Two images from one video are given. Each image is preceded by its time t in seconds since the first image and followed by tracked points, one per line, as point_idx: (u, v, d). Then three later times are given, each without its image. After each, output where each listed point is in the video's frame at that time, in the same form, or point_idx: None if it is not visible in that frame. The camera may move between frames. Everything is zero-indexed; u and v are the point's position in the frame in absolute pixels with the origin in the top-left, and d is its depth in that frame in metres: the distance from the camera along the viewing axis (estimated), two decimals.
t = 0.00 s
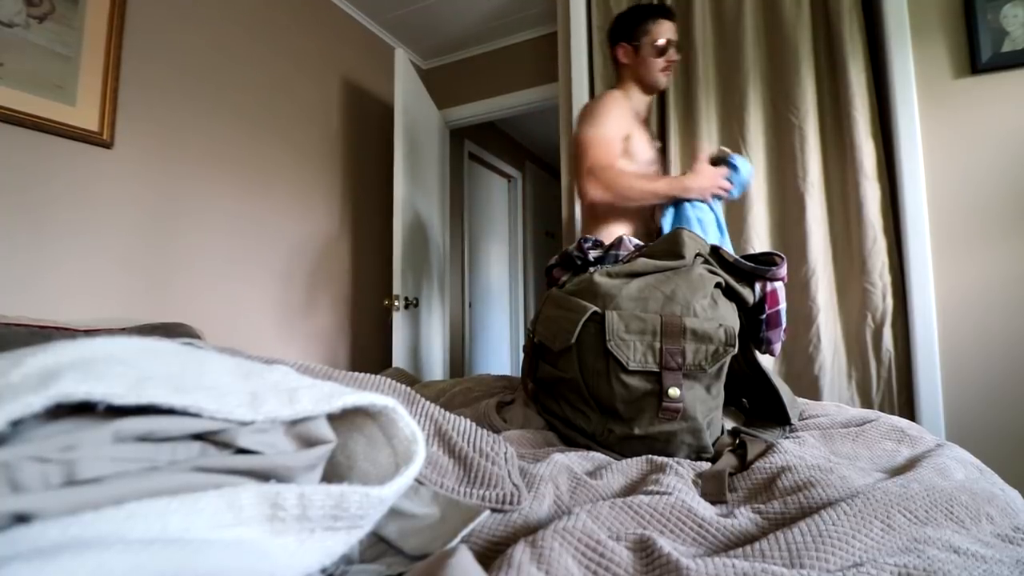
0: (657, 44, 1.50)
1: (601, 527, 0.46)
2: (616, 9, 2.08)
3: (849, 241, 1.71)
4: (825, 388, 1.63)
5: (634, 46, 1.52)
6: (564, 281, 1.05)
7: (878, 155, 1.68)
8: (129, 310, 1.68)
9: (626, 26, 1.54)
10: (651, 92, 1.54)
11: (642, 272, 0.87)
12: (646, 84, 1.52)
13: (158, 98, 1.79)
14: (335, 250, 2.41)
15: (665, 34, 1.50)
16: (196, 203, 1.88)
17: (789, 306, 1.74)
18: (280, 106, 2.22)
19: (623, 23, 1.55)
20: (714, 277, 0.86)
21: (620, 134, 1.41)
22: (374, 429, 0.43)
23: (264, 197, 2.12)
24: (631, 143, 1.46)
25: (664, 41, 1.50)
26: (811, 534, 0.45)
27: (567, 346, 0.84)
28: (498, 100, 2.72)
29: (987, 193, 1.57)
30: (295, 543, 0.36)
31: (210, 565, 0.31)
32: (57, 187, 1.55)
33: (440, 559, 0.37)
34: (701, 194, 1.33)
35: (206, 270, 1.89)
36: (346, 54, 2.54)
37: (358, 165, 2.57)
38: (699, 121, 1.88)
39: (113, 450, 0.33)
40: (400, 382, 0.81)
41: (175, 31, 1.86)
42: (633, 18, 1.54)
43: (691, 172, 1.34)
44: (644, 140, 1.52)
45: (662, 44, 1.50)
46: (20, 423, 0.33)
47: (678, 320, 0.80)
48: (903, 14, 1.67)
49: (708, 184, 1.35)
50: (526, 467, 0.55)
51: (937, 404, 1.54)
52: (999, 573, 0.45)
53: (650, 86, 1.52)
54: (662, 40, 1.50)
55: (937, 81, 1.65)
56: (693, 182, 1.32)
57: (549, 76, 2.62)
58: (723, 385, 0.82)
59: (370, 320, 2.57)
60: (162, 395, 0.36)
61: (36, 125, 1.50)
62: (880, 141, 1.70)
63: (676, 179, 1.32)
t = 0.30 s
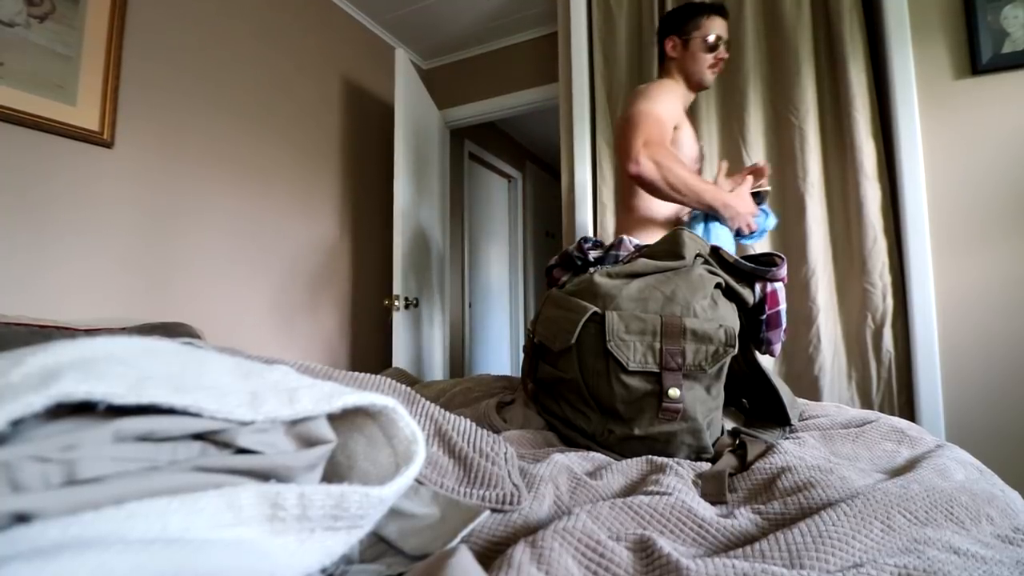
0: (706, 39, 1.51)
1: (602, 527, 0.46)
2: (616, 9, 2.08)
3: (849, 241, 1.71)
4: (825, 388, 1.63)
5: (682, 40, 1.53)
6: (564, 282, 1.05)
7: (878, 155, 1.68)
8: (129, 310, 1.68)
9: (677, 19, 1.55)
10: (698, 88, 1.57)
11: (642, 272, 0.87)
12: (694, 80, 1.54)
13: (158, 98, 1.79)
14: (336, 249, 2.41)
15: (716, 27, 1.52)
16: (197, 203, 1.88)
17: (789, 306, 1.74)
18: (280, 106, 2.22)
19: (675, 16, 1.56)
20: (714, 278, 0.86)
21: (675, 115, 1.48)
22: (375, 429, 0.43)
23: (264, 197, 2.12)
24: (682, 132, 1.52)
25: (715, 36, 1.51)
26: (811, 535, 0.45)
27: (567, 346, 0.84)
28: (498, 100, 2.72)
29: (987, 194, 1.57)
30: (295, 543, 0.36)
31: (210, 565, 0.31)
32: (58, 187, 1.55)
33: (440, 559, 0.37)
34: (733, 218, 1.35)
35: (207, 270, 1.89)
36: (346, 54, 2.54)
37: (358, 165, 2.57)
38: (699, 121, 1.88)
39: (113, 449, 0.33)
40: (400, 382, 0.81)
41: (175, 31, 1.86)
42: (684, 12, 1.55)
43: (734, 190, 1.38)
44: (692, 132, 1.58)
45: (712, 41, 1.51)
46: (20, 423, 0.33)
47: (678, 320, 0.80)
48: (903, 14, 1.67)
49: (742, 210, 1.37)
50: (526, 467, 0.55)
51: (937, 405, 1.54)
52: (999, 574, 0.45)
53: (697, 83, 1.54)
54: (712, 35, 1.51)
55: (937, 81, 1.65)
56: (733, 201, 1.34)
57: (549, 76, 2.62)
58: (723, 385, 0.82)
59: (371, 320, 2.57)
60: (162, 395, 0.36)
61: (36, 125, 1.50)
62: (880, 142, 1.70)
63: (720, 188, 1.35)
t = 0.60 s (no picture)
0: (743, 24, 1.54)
1: (601, 527, 0.46)
2: (616, 9, 2.08)
3: (849, 240, 1.71)
4: (825, 387, 1.63)
5: (713, 20, 1.58)
6: (564, 281, 1.05)
7: (877, 154, 1.69)
8: (129, 310, 1.68)
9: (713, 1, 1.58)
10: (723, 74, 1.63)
11: (642, 272, 0.87)
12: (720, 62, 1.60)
13: (158, 98, 1.79)
14: (336, 249, 2.41)
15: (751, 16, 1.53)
16: (197, 203, 1.88)
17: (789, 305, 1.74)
18: (280, 106, 2.22)
19: None
20: (714, 277, 0.86)
21: (670, 136, 1.51)
22: (374, 428, 0.43)
23: (264, 197, 2.12)
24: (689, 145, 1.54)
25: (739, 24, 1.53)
26: (811, 533, 0.44)
27: (567, 345, 0.84)
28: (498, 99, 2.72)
29: (987, 192, 1.57)
30: (295, 543, 0.36)
31: (210, 565, 0.31)
32: (57, 187, 1.55)
33: (440, 558, 0.37)
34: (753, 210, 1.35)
35: (206, 270, 1.89)
36: (346, 54, 2.54)
37: (358, 165, 2.57)
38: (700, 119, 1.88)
39: (112, 449, 0.33)
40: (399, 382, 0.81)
41: (174, 31, 1.85)
42: None
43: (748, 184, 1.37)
44: (707, 135, 1.59)
45: (744, 28, 1.54)
46: (20, 423, 0.33)
47: (678, 319, 0.80)
48: (903, 13, 1.67)
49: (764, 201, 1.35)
50: (526, 466, 0.55)
51: (937, 403, 1.54)
52: (999, 573, 0.45)
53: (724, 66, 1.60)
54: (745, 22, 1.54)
55: (937, 80, 1.65)
56: (747, 202, 1.35)
57: (549, 75, 2.62)
58: (723, 385, 0.82)
59: (371, 320, 2.57)
60: (162, 395, 0.36)
61: (35, 124, 1.50)
62: (880, 140, 1.70)
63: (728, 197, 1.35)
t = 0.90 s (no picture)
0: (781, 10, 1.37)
1: (601, 527, 0.46)
2: (616, 9, 2.08)
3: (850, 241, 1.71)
4: (826, 387, 1.63)
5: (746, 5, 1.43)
6: (564, 281, 1.05)
7: (877, 155, 1.69)
8: (129, 310, 1.68)
9: None
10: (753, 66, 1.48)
11: (642, 272, 0.87)
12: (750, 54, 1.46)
13: (158, 97, 1.79)
14: (336, 249, 2.42)
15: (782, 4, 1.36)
16: (197, 202, 1.88)
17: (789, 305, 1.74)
18: (280, 105, 2.22)
19: None
20: (714, 277, 0.86)
21: (689, 140, 1.42)
22: (374, 428, 0.43)
23: (264, 197, 2.12)
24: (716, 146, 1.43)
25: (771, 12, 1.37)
26: (811, 534, 0.45)
27: (567, 346, 0.84)
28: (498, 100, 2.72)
29: (987, 193, 1.57)
30: (295, 543, 0.36)
31: (211, 566, 0.31)
32: (57, 186, 1.55)
33: (440, 559, 0.37)
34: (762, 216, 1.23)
35: (206, 270, 1.89)
36: (346, 53, 2.54)
37: (358, 165, 2.57)
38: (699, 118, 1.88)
39: (113, 449, 0.33)
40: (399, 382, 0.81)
41: (174, 30, 1.85)
42: None
43: (756, 188, 1.25)
44: (733, 132, 1.45)
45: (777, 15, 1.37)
46: (20, 423, 0.33)
47: (678, 319, 0.80)
48: (903, 14, 1.67)
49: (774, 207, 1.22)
50: (526, 467, 0.55)
51: (937, 404, 1.54)
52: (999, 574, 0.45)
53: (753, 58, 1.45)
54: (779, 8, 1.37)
55: (937, 81, 1.65)
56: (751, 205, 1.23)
57: (549, 75, 2.62)
58: (723, 385, 0.82)
59: (371, 319, 2.57)
60: (162, 395, 0.36)
61: (36, 124, 1.50)
62: (880, 141, 1.70)
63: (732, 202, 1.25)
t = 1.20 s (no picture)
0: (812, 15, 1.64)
1: (601, 527, 0.46)
2: (616, 9, 2.08)
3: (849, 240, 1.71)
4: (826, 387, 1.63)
5: (777, 13, 1.67)
6: (564, 281, 1.05)
7: (877, 155, 1.69)
8: (130, 310, 1.68)
9: None
10: (793, 72, 1.69)
11: (642, 272, 0.87)
12: (788, 57, 1.68)
13: (158, 98, 1.79)
14: (336, 249, 2.42)
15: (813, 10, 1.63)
16: (197, 203, 1.88)
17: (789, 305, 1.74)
18: (280, 106, 2.22)
19: None
20: (714, 277, 0.86)
21: (721, 150, 1.64)
22: (375, 429, 0.43)
23: (264, 197, 2.12)
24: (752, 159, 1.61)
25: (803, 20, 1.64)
26: (811, 534, 0.45)
27: (567, 346, 0.84)
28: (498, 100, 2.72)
29: (986, 193, 1.57)
30: (295, 543, 0.36)
31: (211, 566, 0.31)
32: (57, 187, 1.55)
33: (440, 559, 0.37)
34: (808, 232, 1.33)
35: (206, 270, 1.89)
36: (345, 54, 2.54)
37: (358, 165, 2.57)
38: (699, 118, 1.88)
39: (112, 450, 0.33)
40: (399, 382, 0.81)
41: (174, 30, 1.85)
42: None
43: (807, 204, 1.35)
44: (772, 141, 1.63)
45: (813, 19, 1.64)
46: (20, 424, 0.33)
47: (678, 319, 0.80)
48: (903, 14, 1.67)
49: (819, 222, 1.32)
50: (526, 466, 0.55)
51: (936, 404, 1.54)
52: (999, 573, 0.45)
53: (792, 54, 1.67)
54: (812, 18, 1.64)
55: (937, 81, 1.65)
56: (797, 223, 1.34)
57: (548, 76, 2.62)
58: (723, 385, 0.82)
59: (371, 320, 2.57)
60: (162, 395, 0.36)
61: (35, 125, 1.50)
62: (880, 141, 1.70)
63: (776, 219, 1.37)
